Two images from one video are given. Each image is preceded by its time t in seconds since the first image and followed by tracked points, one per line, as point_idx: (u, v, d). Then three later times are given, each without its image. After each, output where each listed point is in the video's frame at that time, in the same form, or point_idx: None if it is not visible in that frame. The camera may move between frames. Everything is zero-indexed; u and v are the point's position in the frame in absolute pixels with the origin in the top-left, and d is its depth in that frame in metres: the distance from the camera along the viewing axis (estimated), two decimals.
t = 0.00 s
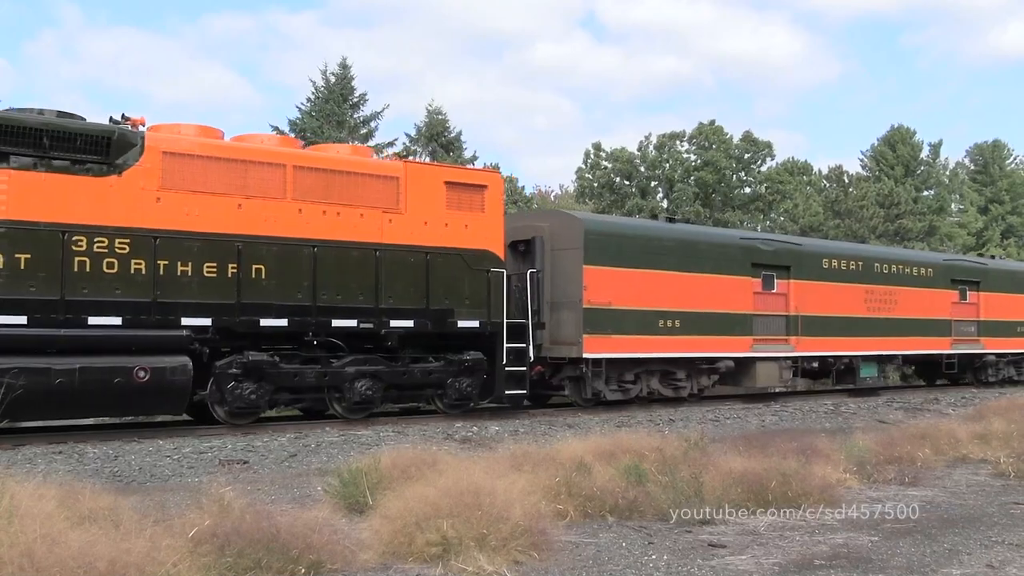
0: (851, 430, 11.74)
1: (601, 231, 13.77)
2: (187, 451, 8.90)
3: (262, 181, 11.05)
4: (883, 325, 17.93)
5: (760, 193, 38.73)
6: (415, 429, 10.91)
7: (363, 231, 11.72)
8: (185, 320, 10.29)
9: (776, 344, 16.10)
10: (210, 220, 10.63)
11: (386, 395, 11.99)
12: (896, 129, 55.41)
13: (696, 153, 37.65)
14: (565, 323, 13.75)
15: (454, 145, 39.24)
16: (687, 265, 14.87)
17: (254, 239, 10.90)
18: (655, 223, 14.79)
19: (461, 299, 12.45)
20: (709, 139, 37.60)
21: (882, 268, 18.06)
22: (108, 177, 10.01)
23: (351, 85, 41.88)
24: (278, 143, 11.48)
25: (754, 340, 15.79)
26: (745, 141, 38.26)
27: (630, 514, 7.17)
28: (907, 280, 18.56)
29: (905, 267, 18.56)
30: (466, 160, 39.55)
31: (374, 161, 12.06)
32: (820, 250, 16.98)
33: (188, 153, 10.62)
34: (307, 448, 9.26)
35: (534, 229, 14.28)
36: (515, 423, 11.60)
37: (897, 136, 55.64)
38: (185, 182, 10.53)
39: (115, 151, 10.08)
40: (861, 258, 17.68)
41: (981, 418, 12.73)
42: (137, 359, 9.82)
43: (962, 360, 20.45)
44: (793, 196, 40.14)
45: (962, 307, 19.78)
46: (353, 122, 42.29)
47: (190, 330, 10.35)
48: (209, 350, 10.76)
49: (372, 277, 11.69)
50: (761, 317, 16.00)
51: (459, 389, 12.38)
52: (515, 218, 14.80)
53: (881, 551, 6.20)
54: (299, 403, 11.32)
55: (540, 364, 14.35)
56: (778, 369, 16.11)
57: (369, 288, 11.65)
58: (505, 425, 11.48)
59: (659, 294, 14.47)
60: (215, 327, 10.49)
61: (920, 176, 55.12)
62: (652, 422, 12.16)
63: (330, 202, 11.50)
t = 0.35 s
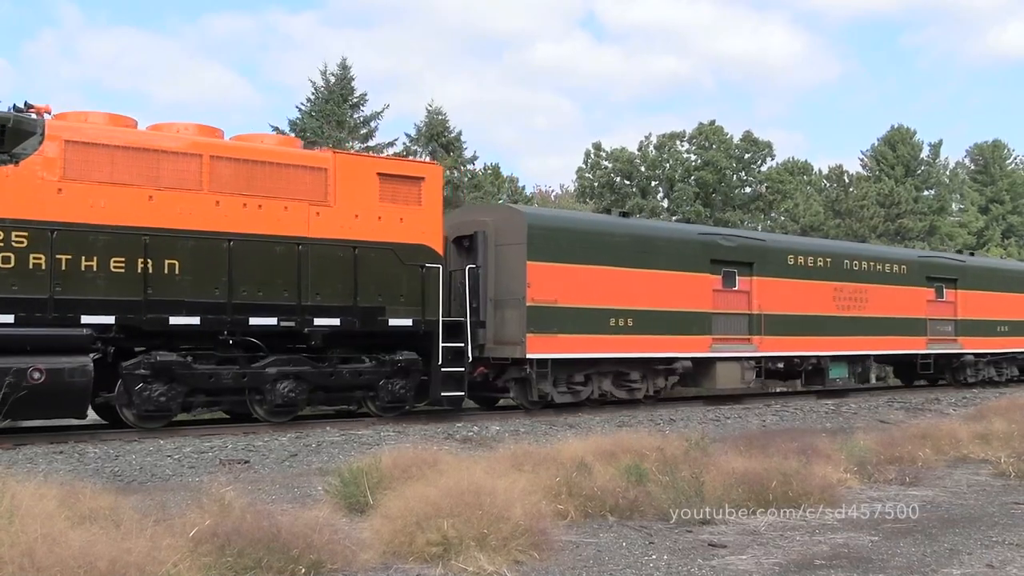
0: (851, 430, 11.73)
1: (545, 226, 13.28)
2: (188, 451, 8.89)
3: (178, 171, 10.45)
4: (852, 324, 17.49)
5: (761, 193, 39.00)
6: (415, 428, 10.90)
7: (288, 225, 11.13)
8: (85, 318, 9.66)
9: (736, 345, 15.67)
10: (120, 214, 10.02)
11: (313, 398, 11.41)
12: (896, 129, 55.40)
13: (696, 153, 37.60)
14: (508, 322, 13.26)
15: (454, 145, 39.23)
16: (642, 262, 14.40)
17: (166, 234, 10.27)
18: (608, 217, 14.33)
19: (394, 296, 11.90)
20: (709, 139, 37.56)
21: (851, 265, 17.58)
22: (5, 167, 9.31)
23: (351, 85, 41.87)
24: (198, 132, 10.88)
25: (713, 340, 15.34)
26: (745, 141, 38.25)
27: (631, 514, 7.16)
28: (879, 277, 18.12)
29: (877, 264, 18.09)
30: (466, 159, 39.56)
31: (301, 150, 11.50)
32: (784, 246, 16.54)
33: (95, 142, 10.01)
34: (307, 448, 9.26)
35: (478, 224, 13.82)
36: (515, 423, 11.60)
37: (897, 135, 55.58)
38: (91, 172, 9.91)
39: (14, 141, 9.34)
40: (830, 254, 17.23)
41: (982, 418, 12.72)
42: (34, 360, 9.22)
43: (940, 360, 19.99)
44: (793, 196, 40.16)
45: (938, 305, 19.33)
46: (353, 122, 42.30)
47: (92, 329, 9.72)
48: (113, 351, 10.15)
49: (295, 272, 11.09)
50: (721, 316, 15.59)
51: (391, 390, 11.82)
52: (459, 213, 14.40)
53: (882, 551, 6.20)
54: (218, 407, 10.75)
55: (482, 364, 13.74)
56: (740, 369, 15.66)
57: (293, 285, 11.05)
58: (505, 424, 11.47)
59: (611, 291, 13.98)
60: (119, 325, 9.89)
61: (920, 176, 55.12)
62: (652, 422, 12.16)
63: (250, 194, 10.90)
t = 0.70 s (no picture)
0: (851, 430, 11.72)
1: (482, 221, 12.49)
2: (188, 451, 8.89)
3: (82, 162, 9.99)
4: (819, 324, 16.75)
5: (761, 193, 38.54)
6: (415, 428, 10.90)
7: (201, 220, 10.62)
8: None
9: (694, 345, 14.92)
10: (18, 206, 9.54)
11: (231, 400, 10.85)
12: (896, 128, 55.37)
13: (696, 153, 37.56)
14: (445, 321, 12.53)
15: (454, 145, 39.23)
16: (593, 259, 13.63)
17: (64, 229, 9.72)
18: (556, 211, 13.57)
19: (321, 293, 11.34)
20: (709, 139, 37.54)
21: (818, 263, 16.82)
22: None
23: (351, 85, 41.87)
24: (107, 122, 10.45)
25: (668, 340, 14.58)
26: (745, 141, 38.24)
27: (631, 514, 7.16)
28: (848, 275, 17.38)
29: (846, 262, 17.32)
30: (466, 159, 39.57)
31: (218, 142, 11.03)
32: (748, 242, 15.77)
33: None
34: (307, 448, 9.25)
35: (415, 218, 13.11)
36: (515, 423, 11.59)
37: (897, 135, 55.58)
38: None
39: None
40: (797, 252, 16.50)
41: (981, 418, 12.72)
42: None
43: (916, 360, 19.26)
44: (793, 196, 40.18)
45: (912, 304, 18.62)
46: (352, 122, 42.29)
47: None
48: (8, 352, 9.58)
49: (208, 268, 10.50)
50: (677, 315, 14.83)
51: (315, 392, 11.21)
52: (397, 208, 13.65)
53: (882, 551, 6.20)
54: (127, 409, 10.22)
55: (419, 366, 13.15)
56: (698, 371, 14.95)
57: (206, 282, 10.47)
58: (505, 424, 11.47)
59: (558, 289, 13.22)
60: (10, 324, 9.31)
61: (920, 176, 55.08)
62: (652, 422, 12.16)
63: (164, 187, 10.46)
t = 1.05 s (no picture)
0: (851, 430, 11.71)
1: (415, 214, 11.84)
2: (188, 451, 8.89)
3: None
4: (784, 323, 16.13)
5: (761, 193, 38.65)
6: (415, 429, 10.90)
7: (107, 214, 9.98)
8: None
9: (648, 346, 14.30)
10: None
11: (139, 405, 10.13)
12: (896, 129, 55.36)
13: (696, 153, 37.53)
14: (375, 319, 11.83)
15: (454, 145, 39.24)
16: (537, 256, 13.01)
17: None
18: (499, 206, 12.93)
19: (239, 290, 10.65)
20: (709, 139, 37.54)
21: (783, 260, 16.17)
22: None
23: (351, 85, 41.88)
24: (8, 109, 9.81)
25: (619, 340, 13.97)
26: (745, 141, 38.23)
27: (631, 514, 7.17)
28: (817, 272, 16.72)
29: (813, 258, 16.68)
30: (466, 159, 39.58)
31: (129, 131, 10.41)
32: (707, 238, 15.14)
33: None
34: (307, 448, 9.25)
35: (347, 212, 12.44)
36: (515, 423, 11.59)
37: (897, 135, 55.58)
38: None
39: None
40: (760, 248, 15.87)
41: (981, 418, 12.72)
42: None
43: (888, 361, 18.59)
44: (793, 197, 40.21)
45: (884, 302, 18.00)
46: (353, 122, 42.26)
47: None
48: None
49: (112, 263, 9.84)
50: (629, 314, 14.21)
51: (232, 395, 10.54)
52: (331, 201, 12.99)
53: (882, 551, 6.20)
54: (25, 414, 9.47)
55: (350, 367, 12.27)
56: (652, 372, 14.29)
57: (111, 278, 9.80)
58: (505, 424, 11.47)
59: (497, 287, 12.60)
60: None
61: (920, 176, 55.08)
62: (652, 422, 12.16)
63: (68, 178, 9.83)
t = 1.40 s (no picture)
0: (851, 430, 11.71)
1: (343, 208, 11.33)
2: (188, 451, 8.88)
3: None
4: (742, 322, 15.72)
5: (761, 193, 38.21)
6: (415, 429, 10.89)
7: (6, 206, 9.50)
8: None
9: (598, 345, 13.86)
10: None
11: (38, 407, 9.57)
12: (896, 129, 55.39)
13: (695, 153, 37.53)
14: (300, 318, 11.29)
15: (454, 146, 39.25)
16: (479, 252, 12.56)
17: None
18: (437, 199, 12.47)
19: (149, 287, 10.06)
20: (709, 139, 37.51)
21: (742, 257, 15.74)
22: None
23: (351, 85, 41.87)
24: None
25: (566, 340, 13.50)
26: (745, 141, 38.21)
27: (631, 514, 7.16)
28: (779, 270, 16.33)
29: (776, 255, 16.28)
30: (466, 159, 39.58)
31: (32, 119, 9.89)
32: (662, 233, 14.68)
33: None
34: (306, 448, 9.24)
35: (274, 206, 11.91)
36: (515, 423, 11.58)
37: (897, 136, 55.65)
38: None
39: None
40: (720, 245, 15.44)
41: (981, 417, 12.72)
42: None
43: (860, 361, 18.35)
44: (793, 197, 40.23)
45: (854, 300, 17.73)
46: (353, 122, 42.22)
47: None
48: None
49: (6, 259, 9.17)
50: (578, 313, 13.76)
51: (140, 397, 10.00)
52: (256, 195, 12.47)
53: (882, 551, 6.19)
54: None
55: (273, 369, 11.70)
56: (602, 373, 13.86)
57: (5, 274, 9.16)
58: (505, 424, 11.47)
59: (433, 283, 12.11)
60: None
61: (920, 176, 55.10)
62: (652, 422, 12.15)
63: None
